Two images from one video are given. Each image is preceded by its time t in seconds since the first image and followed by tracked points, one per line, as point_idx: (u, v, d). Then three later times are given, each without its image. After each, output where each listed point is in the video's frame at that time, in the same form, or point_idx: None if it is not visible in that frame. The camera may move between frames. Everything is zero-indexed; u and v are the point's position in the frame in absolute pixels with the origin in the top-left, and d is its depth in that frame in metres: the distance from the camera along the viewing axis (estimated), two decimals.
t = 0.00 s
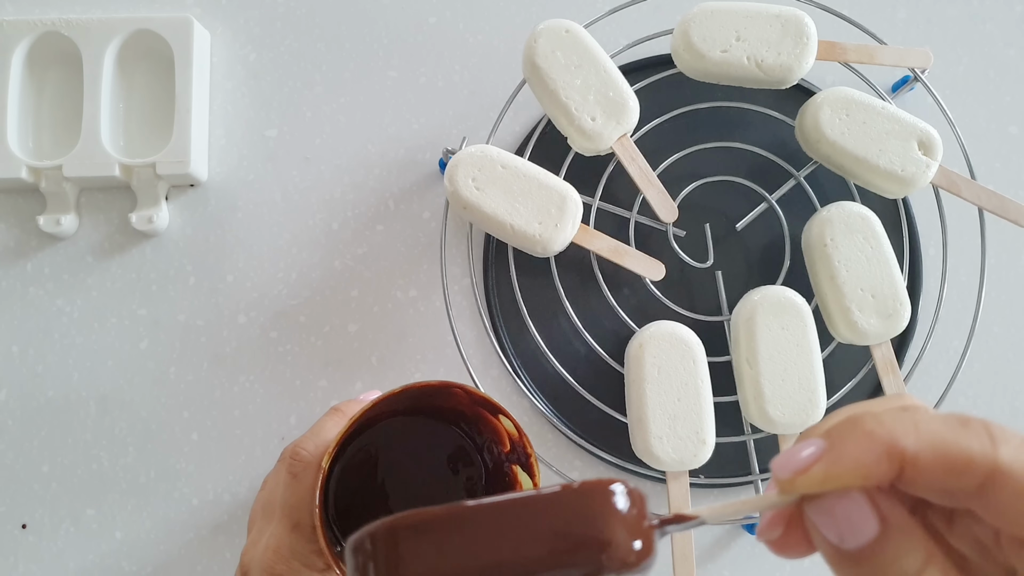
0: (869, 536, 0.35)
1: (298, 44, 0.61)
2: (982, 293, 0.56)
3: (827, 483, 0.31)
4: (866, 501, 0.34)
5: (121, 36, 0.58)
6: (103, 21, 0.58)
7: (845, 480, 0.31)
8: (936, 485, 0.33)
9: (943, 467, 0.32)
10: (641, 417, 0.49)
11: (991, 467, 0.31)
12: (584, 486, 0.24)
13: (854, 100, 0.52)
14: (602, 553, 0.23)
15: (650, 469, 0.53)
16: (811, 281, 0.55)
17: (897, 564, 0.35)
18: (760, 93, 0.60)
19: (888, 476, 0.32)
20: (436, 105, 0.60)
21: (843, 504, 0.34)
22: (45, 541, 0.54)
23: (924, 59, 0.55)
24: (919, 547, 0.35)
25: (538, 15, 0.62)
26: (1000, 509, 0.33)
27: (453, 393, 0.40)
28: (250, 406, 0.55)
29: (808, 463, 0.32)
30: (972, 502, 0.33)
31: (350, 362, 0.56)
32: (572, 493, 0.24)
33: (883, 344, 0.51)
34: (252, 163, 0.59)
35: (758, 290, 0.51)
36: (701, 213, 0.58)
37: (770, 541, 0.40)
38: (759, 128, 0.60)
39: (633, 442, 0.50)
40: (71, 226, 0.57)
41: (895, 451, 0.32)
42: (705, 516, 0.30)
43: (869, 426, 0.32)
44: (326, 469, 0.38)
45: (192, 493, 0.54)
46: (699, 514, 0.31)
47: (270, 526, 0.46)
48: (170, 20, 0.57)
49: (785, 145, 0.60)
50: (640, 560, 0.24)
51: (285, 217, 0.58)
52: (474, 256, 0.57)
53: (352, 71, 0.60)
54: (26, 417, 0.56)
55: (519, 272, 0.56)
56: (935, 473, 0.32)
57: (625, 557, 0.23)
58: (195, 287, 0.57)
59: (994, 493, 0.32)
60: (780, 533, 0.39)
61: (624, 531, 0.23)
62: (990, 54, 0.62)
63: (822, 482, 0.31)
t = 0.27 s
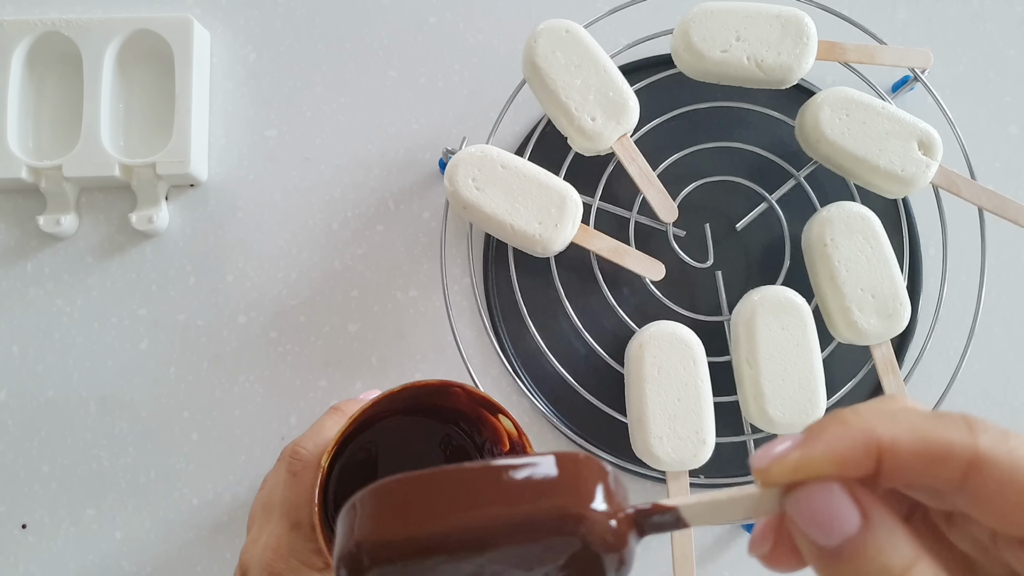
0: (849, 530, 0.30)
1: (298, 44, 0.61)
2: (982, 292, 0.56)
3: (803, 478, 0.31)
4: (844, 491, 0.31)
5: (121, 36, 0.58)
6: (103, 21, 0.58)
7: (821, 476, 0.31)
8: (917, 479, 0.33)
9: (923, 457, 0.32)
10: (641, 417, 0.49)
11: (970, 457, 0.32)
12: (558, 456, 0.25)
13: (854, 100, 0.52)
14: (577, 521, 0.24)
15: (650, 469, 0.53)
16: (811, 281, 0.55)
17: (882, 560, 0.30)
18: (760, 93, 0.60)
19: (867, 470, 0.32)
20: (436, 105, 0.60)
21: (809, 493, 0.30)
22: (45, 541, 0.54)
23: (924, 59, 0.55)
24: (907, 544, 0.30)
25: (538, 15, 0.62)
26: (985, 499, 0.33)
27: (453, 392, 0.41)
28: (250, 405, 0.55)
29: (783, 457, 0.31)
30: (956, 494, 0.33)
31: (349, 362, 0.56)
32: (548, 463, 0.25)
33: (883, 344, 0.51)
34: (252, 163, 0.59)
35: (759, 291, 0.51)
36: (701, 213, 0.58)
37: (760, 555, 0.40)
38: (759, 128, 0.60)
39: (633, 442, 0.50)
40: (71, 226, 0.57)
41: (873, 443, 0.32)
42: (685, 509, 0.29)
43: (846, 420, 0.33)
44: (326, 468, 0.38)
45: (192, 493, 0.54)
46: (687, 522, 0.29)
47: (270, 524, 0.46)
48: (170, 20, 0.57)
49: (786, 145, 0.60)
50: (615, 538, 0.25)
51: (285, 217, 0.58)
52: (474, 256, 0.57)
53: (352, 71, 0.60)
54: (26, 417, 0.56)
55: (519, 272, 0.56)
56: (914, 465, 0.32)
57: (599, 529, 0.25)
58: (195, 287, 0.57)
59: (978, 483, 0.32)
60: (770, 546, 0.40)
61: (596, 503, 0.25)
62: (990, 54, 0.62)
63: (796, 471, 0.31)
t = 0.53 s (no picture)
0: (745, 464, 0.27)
1: (298, 44, 0.61)
2: (982, 293, 0.56)
3: (709, 416, 0.29)
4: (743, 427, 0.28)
5: (121, 35, 0.58)
6: (103, 21, 0.58)
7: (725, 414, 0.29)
8: (835, 411, 0.30)
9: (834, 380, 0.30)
10: (641, 417, 0.49)
11: (881, 375, 0.30)
12: (522, 397, 0.29)
13: (854, 100, 0.52)
14: (515, 454, 0.28)
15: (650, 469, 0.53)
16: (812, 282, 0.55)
17: (779, 495, 0.27)
18: (760, 93, 0.60)
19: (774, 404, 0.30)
20: (436, 106, 0.60)
21: (705, 430, 0.28)
22: (45, 541, 0.54)
23: (924, 60, 0.55)
24: (811, 477, 0.27)
25: (538, 15, 0.62)
26: (913, 416, 0.30)
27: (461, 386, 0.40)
28: (250, 405, 0.55)
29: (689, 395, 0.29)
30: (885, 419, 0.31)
31: (350, 362, 0.56)
32: (509, 400, 0.29)
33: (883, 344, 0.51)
34: (251, 163, 0.59)
35: (759, 291, 0.51)
36: (701, 213, 0.58)
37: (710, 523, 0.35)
38: (759, 128, 0.60)
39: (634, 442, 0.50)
40: (71, 226, 0.57)
41: (775, 372, 0.30)
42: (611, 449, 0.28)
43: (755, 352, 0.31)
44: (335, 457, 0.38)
45: (192, 493, 0.54)
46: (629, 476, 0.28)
47: (273, 519, 0.47)
48: (170, 20, 0.57)
49: (786, 145, 0.60)
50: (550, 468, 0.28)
51: (285, 217, 0.58)
52: (474, 256, 0.57)
53: (351, 71, 0.60)
54: (26, 417, 0.56)
55: (519, 272, 0.56)
56: (823, 393, 0.30)
57: (539, 467, 0.28)
58: (195, 287, 0.57)
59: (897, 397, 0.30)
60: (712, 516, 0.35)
61: (542, 444, 0.28)
62: (990, 54, 0.62)
63: (698, 408, 0.29)
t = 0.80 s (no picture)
0: (670, 392, 0.26)
1: (298, 44, 0.61)
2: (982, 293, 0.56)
3: (648, 358, 0.29)
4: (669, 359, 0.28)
5: (121, 35, 0.58)
6: (103, 21, 0.58)
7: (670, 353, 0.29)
8: (756, 333, 0.28)
9: (745, 306, 0.28)
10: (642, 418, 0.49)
11: (782, 288, 0.27)
12: (528, 370, 0.30)
13: (854, 100, 0.52)
14: (511, 422, 0.28)
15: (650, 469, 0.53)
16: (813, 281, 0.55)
17: (683, 417, 0.25)
18: (760, 93, 0.60)
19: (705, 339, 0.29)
20: (436, 106, 0.60)
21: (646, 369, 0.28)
22: (45, 541, 0.54)
23: (924, 60, 0.55)
24: (720, 397, 0.25)
25: (537, 15, 0.62)
26: (825, 337, 0.26)
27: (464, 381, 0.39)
28: (250, 405, 0.55)
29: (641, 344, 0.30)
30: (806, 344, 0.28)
31: (350, 362, 0.56)
32: (513, 373, 0.30)
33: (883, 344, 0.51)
34: (251, 163, 0.59)
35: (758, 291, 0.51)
36: (701, 213, 0.58)
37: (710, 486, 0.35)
38: (759, 128, 0.60)
39: (636, 443, 0.51)
40: (71, 226, 0.57)
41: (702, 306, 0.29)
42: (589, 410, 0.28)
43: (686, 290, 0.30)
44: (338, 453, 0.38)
45: (192, 493, 0.54)
46: (609, 438, 0.28)
47: (273, 516, 0.47)
48: (170, 20, 0.57)
49: (786, 145, 0.60)
50: (543, 436, 0.28)
51: (285, 217, 0.58)
52: (474, 256, 0.57)
53: (351, 71, 0.60)
54: (26, 417, 0.56)
55: (519, 272, 0.56)
56: (743, 318, 0.28)
57: (533, 436, 0.28)
58: (195, 287, 0.57)
59: (807, 318, 0.27)
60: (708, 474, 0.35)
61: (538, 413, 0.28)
62: (990, 54, 0.62)
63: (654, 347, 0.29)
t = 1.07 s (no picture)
0: (631, 374, 0.28)
1: (298, 44, 0.61)
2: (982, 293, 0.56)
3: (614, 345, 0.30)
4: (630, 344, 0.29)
5: (121, 35, 0.58)
6: (103, 21, 0.58)
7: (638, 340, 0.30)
8: (711, 313, 0.30)
9: (696, 289, 0.29)
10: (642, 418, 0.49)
11: (728, 268, 0.28)
12: (515, 372, 0.31)
13: (854, 100, 0.52)
14: (497, 423, 0.29)
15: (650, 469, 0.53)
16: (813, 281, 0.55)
17: (637, 392, 0.26)
18: (760, 93, 0.60)
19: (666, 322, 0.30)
20: (436, 106, 0.60)
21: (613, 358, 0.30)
22: (45, 541, 0.54)
23: (924, 60, 0.55)
24: (674, 373, 0.27)
25: (537, 15, 0.62)
26: (765, 310, 0.27)
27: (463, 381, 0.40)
28: (250, 406, 0.55)
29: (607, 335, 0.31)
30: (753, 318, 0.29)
31: (350, 362, 0.56)
32: (500, 376, 0.31)
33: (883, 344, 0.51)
34: (252, 163, 0.59)
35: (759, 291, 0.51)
36: (701, 213, 0.58)
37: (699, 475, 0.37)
38: (759, 128, 0.60)
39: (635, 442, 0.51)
40: (71, 226, 0.57)
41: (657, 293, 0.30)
42: (566, 404, 0.29)
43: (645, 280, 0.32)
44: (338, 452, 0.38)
45: (192, 493, 0.54)
46: (587, 433, 0.30)
47: (275, 514, 0.47)
48: (170, 20, 0.57)
49: (786, 145, 0.60)
50: (526, 435, 0.29)
51: (285, 217, 0.58)
52: (474, 256, 0.57)
53: (351, 71, 0.60)
54: (26, 417, 0.56)
55: (519, 272, 0.56)
56: (696, 300, 0.29)
57: (517, 436, 0.29)
58: (195, 287, 0.57)
59: (750, 292, 0.28)
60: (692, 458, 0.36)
61: (523, 414, 0.30)
62: (990, 54, 0.62)
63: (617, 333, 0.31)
